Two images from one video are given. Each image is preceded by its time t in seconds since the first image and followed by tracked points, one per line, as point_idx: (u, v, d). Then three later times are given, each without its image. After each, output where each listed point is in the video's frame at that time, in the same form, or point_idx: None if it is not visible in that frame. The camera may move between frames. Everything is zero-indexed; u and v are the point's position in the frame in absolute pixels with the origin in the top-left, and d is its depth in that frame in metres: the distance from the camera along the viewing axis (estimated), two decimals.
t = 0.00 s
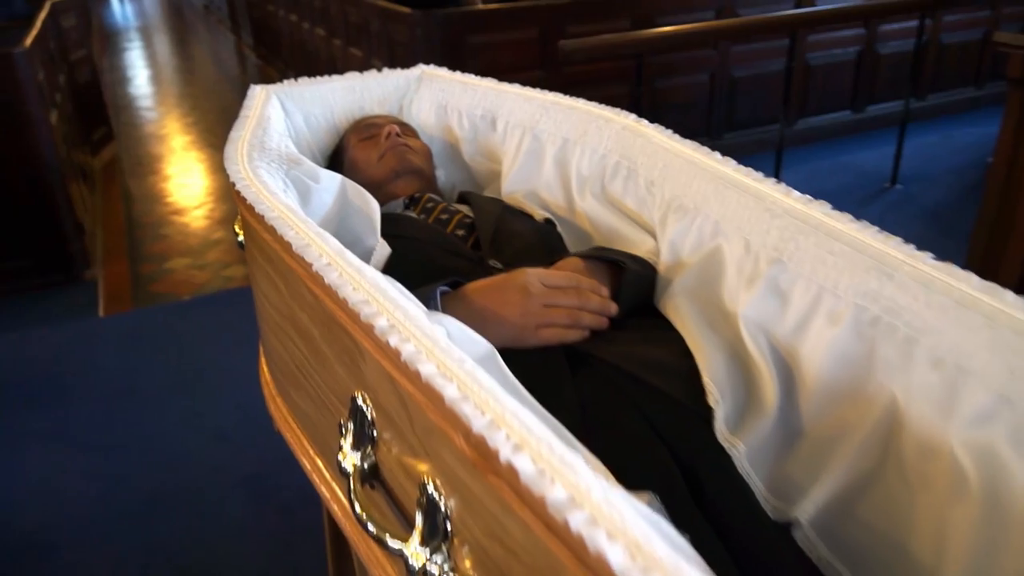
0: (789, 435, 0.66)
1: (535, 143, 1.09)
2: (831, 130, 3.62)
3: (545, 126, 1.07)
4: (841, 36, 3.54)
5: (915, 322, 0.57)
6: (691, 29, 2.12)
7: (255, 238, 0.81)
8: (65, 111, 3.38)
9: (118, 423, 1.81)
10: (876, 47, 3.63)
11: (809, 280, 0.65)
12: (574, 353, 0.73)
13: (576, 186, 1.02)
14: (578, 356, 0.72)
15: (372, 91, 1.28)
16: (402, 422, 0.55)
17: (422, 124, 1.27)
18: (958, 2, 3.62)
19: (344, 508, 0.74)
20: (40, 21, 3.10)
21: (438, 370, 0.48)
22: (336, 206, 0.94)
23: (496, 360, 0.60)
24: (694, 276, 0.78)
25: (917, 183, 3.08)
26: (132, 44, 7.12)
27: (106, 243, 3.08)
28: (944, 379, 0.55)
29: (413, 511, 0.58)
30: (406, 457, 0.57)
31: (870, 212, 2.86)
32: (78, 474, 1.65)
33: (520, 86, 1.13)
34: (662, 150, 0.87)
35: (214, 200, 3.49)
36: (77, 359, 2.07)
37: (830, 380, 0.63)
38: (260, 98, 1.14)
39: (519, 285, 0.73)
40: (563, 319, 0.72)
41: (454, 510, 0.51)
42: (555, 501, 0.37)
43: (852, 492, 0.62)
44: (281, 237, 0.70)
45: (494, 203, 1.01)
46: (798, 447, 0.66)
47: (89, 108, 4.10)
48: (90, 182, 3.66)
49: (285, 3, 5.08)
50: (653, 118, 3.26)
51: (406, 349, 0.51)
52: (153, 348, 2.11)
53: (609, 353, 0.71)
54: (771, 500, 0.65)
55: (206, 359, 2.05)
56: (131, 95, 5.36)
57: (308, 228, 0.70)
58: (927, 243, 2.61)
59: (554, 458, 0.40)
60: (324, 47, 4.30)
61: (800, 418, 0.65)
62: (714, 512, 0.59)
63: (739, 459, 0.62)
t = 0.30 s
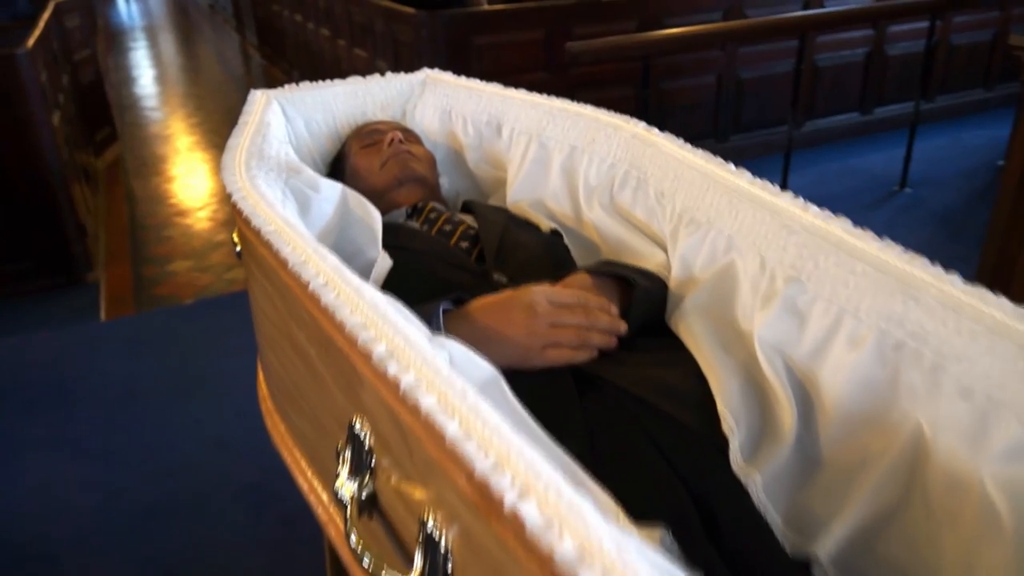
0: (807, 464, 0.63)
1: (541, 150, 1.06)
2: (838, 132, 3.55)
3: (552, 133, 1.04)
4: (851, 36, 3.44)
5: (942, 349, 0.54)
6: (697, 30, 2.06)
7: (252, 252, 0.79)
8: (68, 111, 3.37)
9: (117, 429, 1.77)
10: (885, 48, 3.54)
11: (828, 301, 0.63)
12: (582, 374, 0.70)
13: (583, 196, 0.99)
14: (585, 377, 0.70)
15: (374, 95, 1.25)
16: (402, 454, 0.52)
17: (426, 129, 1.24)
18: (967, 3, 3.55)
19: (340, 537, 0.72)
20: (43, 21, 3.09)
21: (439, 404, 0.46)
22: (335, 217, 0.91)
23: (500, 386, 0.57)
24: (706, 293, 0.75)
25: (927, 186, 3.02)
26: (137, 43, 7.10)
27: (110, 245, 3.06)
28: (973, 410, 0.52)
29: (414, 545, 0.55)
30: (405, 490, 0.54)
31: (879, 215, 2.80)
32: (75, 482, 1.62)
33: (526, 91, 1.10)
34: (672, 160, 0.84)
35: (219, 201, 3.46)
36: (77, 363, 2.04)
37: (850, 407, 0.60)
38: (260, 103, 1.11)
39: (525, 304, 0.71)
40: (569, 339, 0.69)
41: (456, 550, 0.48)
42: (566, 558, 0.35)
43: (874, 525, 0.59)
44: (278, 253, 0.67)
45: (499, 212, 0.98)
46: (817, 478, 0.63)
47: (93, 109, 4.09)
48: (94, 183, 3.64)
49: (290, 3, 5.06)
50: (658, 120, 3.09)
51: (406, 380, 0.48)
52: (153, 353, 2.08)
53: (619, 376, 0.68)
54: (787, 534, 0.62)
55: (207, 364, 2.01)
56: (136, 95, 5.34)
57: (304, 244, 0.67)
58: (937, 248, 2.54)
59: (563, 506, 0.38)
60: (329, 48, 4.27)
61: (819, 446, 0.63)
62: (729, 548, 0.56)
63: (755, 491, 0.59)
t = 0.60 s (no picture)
0: (832, 494, 0.60)
1: (550, 156, 1.03)
2: (849, 134, 3.49)
3: (561, 139, 1.01)
4: (863, 37, 3.39)
5: (977, 377, 0.51)
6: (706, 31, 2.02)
7: (250, 262, 0.76)
8: (74, 109, 3.35)
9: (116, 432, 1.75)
10: (898, 49, 3.47)
11: (853, 321, 0.59)
12: (593, 395, 0.68)
13: (594, 205, 0.96)
14: (596, 398, 0.68)
15: (379, 98, 1.23)
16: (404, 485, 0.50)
17: (432, 133, 1.21)
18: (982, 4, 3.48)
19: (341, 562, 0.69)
20: (49, 19, 3.07)
21: (441, 436, 0.43)
22: (338, 226, 0.89)
23: (507, 410, 0.54)
24: (723, 310, 0.72)
25: (941, 189, 2.95)
26: (145, 41, 7.08)
27: (114, 244, 3.03)
28: (1011, 443, 0.49)
29: None
30: (408, 520, 0.51)
31: (891, 218, 2.74)
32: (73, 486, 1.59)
33: (535, 95, 1.07)
34: (686, 168, 0.81)
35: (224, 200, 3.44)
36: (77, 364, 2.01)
37: (876, 434, 0.57)
38: (262, 106, 1.08)
39: (533, 320, 0.68)
40: (581, 359, 0.67)
41: None
42: None
43: (904, 560, 0.56)
44: (276, 267, 0.65)
45: (507, 222, 0.96)
46: (842, 509, 0.60)
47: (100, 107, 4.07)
48: (99, 181, 3.63)
49: (297, 2, 5.04)
50: (667, 122, 2.98)
51: (407, 410, 0.45)
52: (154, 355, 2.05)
53: (631, 397, 0.65)
54: (811, 567, 0.59)
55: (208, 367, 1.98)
56: (143, 92, 5.32)
57: (303, 257, 0.64)
58: (951, 252, 2.48)
59: (576, 559, 0.34)
60: (336, 46, 4.24)
61: (843, 475, 0.60)
62: None
63: (778, 525, 0.56)
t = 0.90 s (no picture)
0: (856, 518, 0.58)
1: (565, 158, 1.00)
2: (867, 134, 3.43)
3: (576, 141, 0.98)
4: (884, 36, 3.32)
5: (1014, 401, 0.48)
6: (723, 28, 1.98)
7: (256, 267, 0.74)
8: (88, 104, 3.35)
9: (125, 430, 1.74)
10: (919, 48, 3.41)
11: (880, 338, 0.57)
12: (605, 408, 0.66)
13: (609, 209, 0.94)
14: (609, 412, 0.66)
15: (391, 96, 1.20)
16: (409, 505, 0.48)
17: (444, 132, 1.19)
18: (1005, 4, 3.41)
19: None
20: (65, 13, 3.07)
21: (448, 460, 0.41)
22: (346, 228, 0.87)
23: (517, 427, 0.52)
24: (743, 322, 0.69)
25: (961, 192, 2.89)
26: (161, 35, 7.09)
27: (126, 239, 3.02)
28: None
29: None
30: (412, 541, 0.49)
31: (910, 222, 2.69)
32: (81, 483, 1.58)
33: (550, 95, 1.05)
34: (705, 172, 0.78)
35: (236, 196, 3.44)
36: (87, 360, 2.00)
37: (903, 458, 0.55)
38: (272, 104, 1.07)
39: (546, 330, 0.67)
40: (594, 372, 0.65)
41: None
42: None
43: None
44: (281, 273, 0.63)
45: (519, 225, 0.94)
46: (866, 533, 0.57)
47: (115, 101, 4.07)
48: (113, 175, 3.63)
49: None
50: (682, 121, 2.94)
51: (413, 432, 0.43)
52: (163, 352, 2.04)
53: (646, 415, 0.64)
54: None
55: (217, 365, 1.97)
56: (157, 87, 5.33)
57: (309, 264, 0.62)
58: (969, 256, 2.43)
59: None
60: (350, 42, 4.22)
61: (869, 498, 0.57)
62: None
63: (799, 552, 0.54)
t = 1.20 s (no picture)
0: (868, 544, 0.56)
1: (570, 163, 0.98)
2: (878, 138, 3.39)
3: (582, 145, 0.96)
4: (895, 38, 3.28)
5: None
6: (734, 29, 1.95)
7: (251, 275, 0.72)
8: (96, 102, 3.34)
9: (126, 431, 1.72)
10: (930, 51, 3.36)
11: (895, 356, 0.54)
12: (607, 426, 0.64)
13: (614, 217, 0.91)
14: (612, 430, 0.64)
15: (394, 99, 1.18)
16: (400, 529, 0.46)
17: (448, 135, 1.17)
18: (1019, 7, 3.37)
19: None
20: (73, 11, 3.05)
21: (439, 489, 0.39)
22: (345, 234, 0.85)
23: (515, 448, 0.50)
24: (751, 336, 0.67)
25: (973, 198, 2.85)
26: (172, 33, 7.10)
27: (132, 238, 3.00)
28: None
29: None
30: (402, 566, 0.47)
31: (922, 227, 2.65)
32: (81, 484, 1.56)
33: (556, 98, 1.03)
34: (712, 180, 0.76)
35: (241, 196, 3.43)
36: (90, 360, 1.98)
37: (916, 483, 0.53)
38: (273, 106, 1.05)
39: (547, 345, 0.65)
40: (597, 389, 0.63)
41: None
42: None
43: None
44: (273, 283, 0.61)
45: (522, 233, 0.91)
46: (878, 561, 0.55)
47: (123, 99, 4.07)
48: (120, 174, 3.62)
49: None
50: (691, 124, 2.90)
51: (405, 457, 0.41)
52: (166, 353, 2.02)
53: (651, 434, 0.62)
54: None
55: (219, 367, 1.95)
56: (166, 85, 5.32)
57: (302, 274, 0.60)
58: (982, 261, 2.39)
59: None
60: (357, 41, 4.21)
61: (882, 525, 0.55)
62: None
63: None
